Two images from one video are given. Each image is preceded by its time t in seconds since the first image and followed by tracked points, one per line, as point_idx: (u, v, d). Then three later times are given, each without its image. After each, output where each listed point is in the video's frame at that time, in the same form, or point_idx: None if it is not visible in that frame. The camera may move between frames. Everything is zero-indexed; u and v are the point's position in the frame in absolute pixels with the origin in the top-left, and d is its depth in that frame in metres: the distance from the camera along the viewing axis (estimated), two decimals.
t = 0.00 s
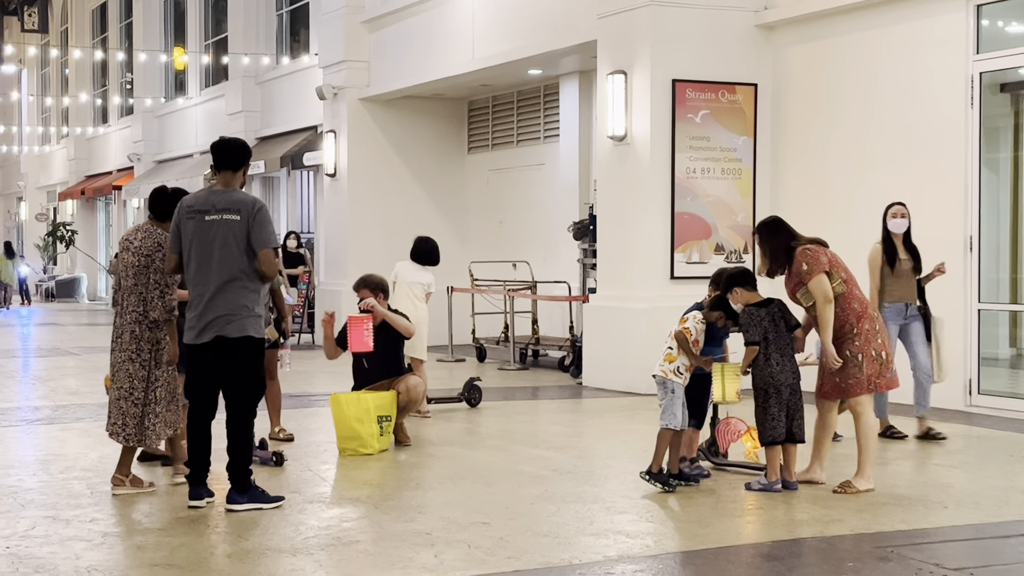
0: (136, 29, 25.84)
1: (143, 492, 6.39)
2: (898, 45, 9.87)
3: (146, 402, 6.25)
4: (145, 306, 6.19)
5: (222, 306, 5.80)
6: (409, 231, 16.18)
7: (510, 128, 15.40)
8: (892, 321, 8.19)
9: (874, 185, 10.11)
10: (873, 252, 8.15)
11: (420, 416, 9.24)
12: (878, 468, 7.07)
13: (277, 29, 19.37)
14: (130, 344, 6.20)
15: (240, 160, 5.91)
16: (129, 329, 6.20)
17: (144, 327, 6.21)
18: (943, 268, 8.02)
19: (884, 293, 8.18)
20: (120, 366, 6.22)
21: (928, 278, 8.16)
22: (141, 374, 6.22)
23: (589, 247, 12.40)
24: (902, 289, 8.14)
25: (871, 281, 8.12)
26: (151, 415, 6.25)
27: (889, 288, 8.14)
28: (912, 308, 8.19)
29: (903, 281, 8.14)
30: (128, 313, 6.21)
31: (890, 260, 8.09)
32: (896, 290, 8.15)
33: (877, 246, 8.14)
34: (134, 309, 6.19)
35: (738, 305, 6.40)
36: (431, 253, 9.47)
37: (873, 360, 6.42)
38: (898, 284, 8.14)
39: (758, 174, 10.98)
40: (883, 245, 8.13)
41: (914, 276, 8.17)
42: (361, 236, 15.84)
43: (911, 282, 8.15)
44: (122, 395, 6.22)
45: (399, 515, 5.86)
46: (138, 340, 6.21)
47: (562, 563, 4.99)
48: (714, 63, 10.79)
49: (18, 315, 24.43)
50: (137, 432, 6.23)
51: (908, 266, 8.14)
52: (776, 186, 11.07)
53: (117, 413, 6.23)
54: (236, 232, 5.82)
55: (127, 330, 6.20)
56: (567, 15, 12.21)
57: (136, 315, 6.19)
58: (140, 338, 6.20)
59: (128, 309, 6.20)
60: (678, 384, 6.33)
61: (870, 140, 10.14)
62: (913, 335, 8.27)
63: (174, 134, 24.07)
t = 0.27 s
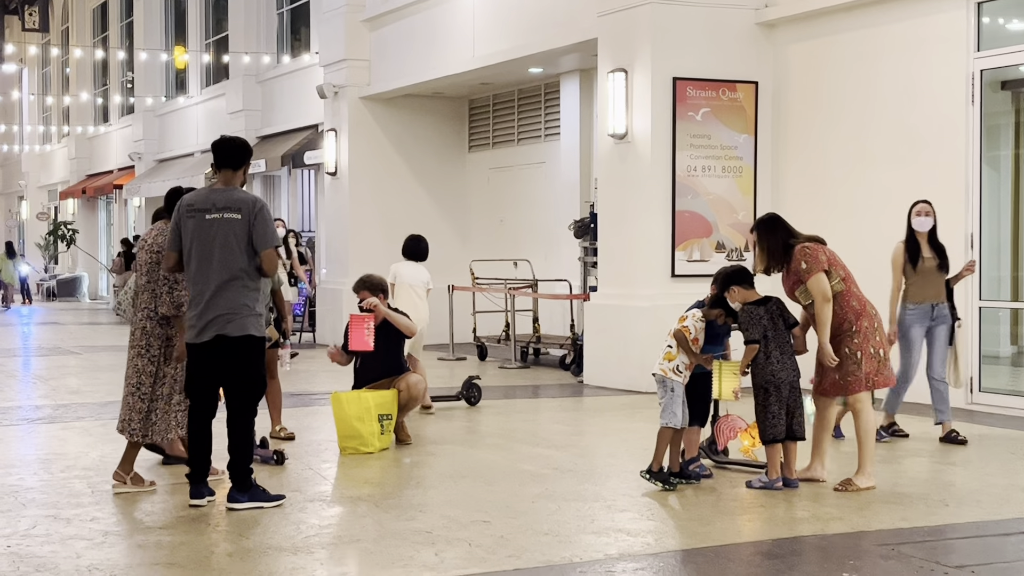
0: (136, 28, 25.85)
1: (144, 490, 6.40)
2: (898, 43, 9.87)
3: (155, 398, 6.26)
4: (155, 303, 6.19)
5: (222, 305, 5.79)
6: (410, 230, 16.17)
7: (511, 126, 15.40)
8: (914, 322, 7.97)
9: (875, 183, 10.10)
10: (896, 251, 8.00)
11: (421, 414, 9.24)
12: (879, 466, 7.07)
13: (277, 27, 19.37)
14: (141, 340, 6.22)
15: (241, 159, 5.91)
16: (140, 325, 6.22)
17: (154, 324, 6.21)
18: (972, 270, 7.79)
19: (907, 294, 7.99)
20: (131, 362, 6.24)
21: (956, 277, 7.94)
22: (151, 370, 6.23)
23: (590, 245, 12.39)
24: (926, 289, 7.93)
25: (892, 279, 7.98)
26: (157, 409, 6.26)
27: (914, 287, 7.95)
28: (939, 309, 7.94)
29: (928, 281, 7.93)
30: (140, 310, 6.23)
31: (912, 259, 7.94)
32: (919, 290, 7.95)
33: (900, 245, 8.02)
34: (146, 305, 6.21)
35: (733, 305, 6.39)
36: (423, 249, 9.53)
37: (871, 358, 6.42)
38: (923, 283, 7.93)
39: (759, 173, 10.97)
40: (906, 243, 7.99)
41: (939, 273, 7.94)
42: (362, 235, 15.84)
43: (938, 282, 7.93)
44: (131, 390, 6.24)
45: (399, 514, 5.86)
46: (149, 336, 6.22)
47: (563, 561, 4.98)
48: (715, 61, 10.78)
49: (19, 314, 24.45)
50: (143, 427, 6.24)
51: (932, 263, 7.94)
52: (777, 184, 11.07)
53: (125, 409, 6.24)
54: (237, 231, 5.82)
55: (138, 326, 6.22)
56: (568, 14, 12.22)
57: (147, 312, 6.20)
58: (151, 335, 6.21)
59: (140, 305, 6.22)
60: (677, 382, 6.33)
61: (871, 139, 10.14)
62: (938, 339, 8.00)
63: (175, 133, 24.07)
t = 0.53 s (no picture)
0: (135, 27, 25.83)
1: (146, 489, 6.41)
2: (897, 41, 9.87)
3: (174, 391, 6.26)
4: (174, 295, 6.18)
5: (220, 304, 5.79)
6: (410, 228, 16.17)
7: (510, 125, 15.39)
8: (937, 317, 7.75)
9: (874, 181, 10.10)
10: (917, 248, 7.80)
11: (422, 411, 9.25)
12: (879, 464, 7.07)
13: (276, 26, 19.36)
14: (159, 332, 6.21)
15: (240, 158, 5.92)
16: (159, 317, 6.21)
17: (173, 317, 6.20)
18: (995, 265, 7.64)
19: (929, 290, 7.79)
20: (151, 355, 6.24)
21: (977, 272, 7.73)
22: (170, 362, 6.23)
23: (590, 244, 12.38)
24: (948, 286, 7.73)
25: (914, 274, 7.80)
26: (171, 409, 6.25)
27: (936, 283, 7.75)
28: (962, 306, 7.75)
29: (949, 279, 7.73)
30: (159, 302, 6.22)
31: (933, 254, 7.75)
32: (942, 287, 7.74)
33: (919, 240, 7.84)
34: (165, 298, 6.19)
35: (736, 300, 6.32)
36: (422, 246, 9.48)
37: (873, 357, 6.40)
38: (944, 280, 7.73)
39: (758, 171, 10.97)
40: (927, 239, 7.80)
41: (960, 272, 7.73)
42: (361, 233, 15.84)
43: (961, 279, 7.73)
44: (151, 383, 6.25)
45: (399, 512, 5.86)
46: (167, 328, 6.20)
47: (563, 559, 4.98)
48: (713, 59, 10.78)
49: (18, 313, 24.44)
50: (160, 420, 6.25)
51: (954, 258, 7.73)
52: (775, 182, 11.08)
53: (145, 402, 6.26)
54: (235, 230, 5.82)
55: (157, 319, 6.22)
56: (566, 12, 12.21)
57: (166, 304, 6.19)
58: (169, 328, 6.20)
59: (159, 298, 6.21)
60: (676, 380, 6.33)
61: (870, 137, 10.14)
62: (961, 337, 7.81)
63: (174, 132, 24.05)
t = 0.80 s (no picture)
0: (133, 26, 25.82)
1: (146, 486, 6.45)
2: (895, 40, 9.87)
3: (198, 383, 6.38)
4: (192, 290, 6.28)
5: (218, 303, 5.79)
6: (408, 227, 16.17)
7: (509, 124, 15.39)
8: (960, 319, 7.65)
9: (872, 179, 10.10)
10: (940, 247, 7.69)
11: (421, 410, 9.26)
12: (877, 463, 7.07)
13: (274, 26, 19.36)
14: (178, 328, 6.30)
15: (240, 158, 5.91)
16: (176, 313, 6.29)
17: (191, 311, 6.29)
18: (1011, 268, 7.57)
19: (950, 291, 7.68)
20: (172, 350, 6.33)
21: (998, 275, 7.64)
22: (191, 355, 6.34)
23: (588, 242, 12.38)
24: (970, 288, 7.62)
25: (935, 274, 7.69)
26: (173, 422, 6.39)
27: (957, 285, 7.65)
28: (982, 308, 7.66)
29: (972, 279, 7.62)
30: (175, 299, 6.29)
31: (956, 256, 7.64)
32: (964, 288, 7.63)
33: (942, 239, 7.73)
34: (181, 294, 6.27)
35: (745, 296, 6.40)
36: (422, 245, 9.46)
37: (869, 360, 6.37)
38: (967, 282, 7.62)
39: (756, 169, 10.98)
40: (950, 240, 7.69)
41: (983, 272, 7.64)
42: (359, 232, 15.84)
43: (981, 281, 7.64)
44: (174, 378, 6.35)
45: (397, 511, 5.86)
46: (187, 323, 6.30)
47: (561, 558, 4.98)
48: (711, 57, 10.78)
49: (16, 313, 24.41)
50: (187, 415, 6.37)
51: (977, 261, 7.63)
52: (773, 181, 11.08)
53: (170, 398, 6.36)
54: (233, 230, 5.82)
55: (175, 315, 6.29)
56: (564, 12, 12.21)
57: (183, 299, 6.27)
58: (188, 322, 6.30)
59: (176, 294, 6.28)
60: (672, 379, 6.30)
61: (868, 135, 10.14)
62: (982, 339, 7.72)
63: (172, 132, 24.04)
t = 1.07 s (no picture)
0: (130, 26, 25.80)
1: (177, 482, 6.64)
2: (891, 38, 9.88)
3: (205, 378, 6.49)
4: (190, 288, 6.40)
5: (215, 303, 5.79)
6: (405, 226, 16.17)
7: (505, 123, 15.39)
8: (982, 316, 7.59)
9: (868, 178, 10.11)
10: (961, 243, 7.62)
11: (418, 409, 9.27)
12: (873, 461, 7.08)
13: (271, 25, 19.36)
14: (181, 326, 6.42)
15: (237, 157, 5.91)
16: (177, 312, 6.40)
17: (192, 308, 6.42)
18: None
19: (973, 287, 7.63)
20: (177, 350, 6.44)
21: (1021, 272, 7.59)
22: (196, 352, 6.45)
23: (585, 242, 12.38)
24: (992, 284, 7.57)
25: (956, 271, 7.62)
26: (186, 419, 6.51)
27: (980, 282, 7.59)
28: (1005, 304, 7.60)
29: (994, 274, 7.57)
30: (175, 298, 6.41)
31: (979, 252, 7.57)
32: (986, 284, 7.58)
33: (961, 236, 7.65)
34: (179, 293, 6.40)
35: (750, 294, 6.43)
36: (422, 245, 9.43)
37: (864, 361, 6.35)
38: (989, 278, 7.57)
39: (752, 167, 10.99)
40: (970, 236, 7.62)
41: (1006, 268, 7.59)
42: (356, 232, 15.84)
43: (1002, 278, 7.58)
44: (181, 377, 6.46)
45: (394, 510, 5.86)
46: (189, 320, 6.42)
47: (558, 557, 4.98)
48: (707, 56, 10.78)
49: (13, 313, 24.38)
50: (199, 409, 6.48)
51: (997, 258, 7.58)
52: (770, 179, 11.09)
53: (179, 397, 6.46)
54: (229, 230, 5.82)
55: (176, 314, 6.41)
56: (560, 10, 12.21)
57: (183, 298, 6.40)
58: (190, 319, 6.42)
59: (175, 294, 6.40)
60: (668, 378, 6.32)
61: (864, 133, 10.15)
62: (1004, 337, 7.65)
63: (168, 132, 24.03)
